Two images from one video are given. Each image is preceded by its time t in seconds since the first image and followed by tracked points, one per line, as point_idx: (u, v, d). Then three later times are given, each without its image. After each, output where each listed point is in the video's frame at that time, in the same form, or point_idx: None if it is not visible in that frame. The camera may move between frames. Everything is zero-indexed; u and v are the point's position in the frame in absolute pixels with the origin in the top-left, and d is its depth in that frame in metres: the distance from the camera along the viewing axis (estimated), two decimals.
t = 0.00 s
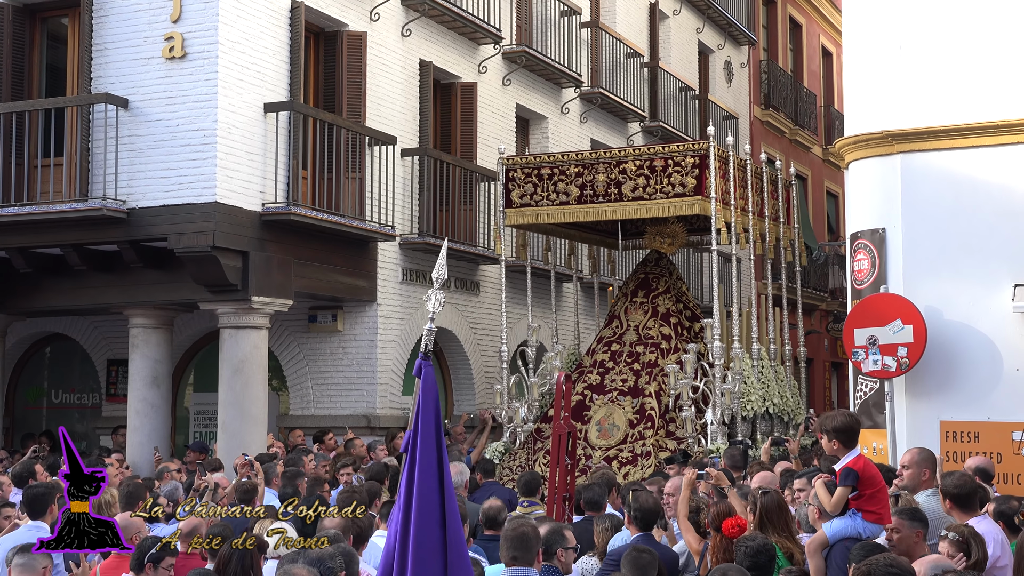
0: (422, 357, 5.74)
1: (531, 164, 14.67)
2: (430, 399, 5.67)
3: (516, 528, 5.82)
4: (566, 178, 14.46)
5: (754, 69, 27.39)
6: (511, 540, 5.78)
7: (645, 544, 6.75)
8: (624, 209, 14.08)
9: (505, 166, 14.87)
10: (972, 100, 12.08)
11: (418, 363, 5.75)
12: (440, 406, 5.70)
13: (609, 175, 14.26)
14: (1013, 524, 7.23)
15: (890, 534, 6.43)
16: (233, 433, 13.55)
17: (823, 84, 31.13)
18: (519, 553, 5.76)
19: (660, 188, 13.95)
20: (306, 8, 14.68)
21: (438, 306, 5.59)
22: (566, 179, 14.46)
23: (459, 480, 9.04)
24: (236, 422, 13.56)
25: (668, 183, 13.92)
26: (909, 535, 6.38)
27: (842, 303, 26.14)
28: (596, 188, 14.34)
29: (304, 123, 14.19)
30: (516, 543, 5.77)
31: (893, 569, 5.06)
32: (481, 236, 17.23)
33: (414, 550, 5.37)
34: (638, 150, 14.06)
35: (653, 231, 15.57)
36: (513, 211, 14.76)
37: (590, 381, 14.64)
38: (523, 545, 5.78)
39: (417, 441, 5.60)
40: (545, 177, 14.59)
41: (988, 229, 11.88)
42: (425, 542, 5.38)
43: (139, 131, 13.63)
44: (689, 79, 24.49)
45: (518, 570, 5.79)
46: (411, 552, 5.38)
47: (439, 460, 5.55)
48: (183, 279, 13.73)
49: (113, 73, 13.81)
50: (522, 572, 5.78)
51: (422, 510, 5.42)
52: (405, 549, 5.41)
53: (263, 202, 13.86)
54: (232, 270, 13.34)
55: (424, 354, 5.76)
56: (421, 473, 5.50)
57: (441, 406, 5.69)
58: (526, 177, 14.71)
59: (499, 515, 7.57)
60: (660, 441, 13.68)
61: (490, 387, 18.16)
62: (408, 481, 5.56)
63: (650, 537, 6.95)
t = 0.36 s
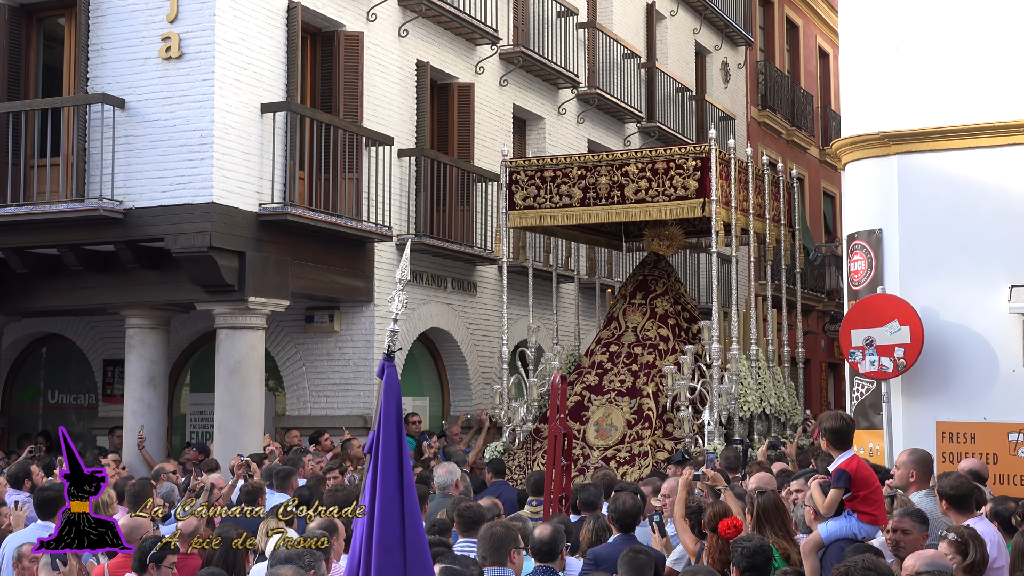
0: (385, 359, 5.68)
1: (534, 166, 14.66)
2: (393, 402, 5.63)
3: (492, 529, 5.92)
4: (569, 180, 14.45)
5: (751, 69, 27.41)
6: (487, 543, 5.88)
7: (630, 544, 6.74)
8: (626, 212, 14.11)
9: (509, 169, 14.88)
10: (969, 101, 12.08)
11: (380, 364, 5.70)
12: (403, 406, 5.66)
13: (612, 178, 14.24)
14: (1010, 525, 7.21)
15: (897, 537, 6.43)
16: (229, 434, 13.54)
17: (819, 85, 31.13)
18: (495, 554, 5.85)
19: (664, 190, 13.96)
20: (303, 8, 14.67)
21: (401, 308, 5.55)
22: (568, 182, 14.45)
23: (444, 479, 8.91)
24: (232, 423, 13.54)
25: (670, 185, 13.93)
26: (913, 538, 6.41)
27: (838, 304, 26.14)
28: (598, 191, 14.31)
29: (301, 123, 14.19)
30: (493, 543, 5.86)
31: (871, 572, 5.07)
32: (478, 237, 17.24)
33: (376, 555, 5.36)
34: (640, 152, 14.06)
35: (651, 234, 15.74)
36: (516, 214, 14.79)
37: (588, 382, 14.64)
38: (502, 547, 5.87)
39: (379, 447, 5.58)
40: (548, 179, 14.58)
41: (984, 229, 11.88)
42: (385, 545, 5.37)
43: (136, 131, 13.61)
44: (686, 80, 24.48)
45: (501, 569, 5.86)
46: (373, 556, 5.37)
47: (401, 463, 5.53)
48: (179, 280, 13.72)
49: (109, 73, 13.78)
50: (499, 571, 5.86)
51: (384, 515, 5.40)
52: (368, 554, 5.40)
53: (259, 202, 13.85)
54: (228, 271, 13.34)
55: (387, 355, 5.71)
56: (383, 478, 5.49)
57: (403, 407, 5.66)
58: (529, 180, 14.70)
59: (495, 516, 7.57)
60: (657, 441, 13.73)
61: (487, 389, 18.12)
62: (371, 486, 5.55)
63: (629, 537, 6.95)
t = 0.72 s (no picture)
0: (347, 356, 5.63)
1: (536, 167, 14.66)
2: (350, 403, 5.60)
3: (486, 528, 6.02)
4: (569, 182, 14.45)
5: (749, 70, 27.44)
6: (483, 540, 5.97)
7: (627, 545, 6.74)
8: (626, 213, 14.11)
9: (510, 170, 14.87)
10: (967, 101, 12.09)
11: (342, 360, 5.67)
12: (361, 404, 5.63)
13: (611, 179, 14.26)
14: (1008, 525, 7.22)
15: (898, 538, 6.45)
16: (227, 433, 13.54)
17: (817, 86, 31.15)
18: (488, 552, 5.92)
19: (660, 192, 13.98)
20: (301, 8, 14.68)
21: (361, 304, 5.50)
22: (569, 183, 14.44)
23: (450, 479, 8.87)
24: (229, 422, 13.54)
25: (668, 187, 13.95)
26: (913, 539, 6.42)
27: (836, 305, 26.15)
28: (598, 192, 14.33)
29: (299, 123, 14.20)
30: (489, 541, 5.95)
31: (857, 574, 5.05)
32: (476, 236, 17.24)
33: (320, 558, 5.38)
34: (640, 154, 14.08)
35: (651, 235, 15.66)
36: (517, 214, 14.77)
37: (589, 381, 14.66)
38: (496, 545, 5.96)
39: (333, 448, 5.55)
40: (549, 181, 14.58)
41: (982, 229, 11.89)
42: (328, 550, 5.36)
43: (133, 130, 13.60)
44: (684, 80, 24.50)
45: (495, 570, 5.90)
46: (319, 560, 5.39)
47: (352, 468, 5.50)
48: (177, 279, 13.72)
49: (107, 73, 13.77)
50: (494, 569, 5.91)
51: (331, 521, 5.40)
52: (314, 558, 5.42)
53: (257, 202, 13.85)
54: (226, 270, 13.34)
55: (348, 353, 5.65)
56: (332, 482, 5.46)
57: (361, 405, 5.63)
58: (530, 181, 14.70)
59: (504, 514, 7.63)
60: (658, 441, 13.78)
61: (485, 389, 18.13)
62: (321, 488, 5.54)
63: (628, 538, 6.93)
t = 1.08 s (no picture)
0: (328, 355, 4.89)
1: (539, 170, 14.59)
2: (329, 401, 4.86)
3: (500, 528, 5.88)
4: (573, 184, 14.45)
5: (748, 71, 27.48)
6: (494, 539, 5.85)
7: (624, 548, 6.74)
8: (629, 216, 14.14)
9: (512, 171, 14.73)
10: (966, 104, 12.10)
11: (324, 358, 4.94)
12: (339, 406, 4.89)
13: (615, 182, 14.27)
14: (1005, 528, 7.24)
15: (896, 539, 6.44)
16: (225, 432, 13.53)
17: (816, 87, 31.18)
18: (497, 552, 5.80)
19: (665, 195, 14.04)
20: (300, 8, 14.68)
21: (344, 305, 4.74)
22: (572, 186, 14.44)
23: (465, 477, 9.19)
24: (227, 421, 13.53)
25: (672, 190, 14.02)
26: (911, 540, 6.43)
27: (833, 306, 26.17)
28: (602, 195, 14.35)
29: (297, 122, 14.20)
30: (500, 541, 5.82)
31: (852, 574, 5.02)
32: (475, 236, 17.24)
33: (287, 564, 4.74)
34: (642, 157, 14.08)
35: (657, 237, 15.81)
36: (521, 217, 14.73)
37: (596, 381, 14.71)
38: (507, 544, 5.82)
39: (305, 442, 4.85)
40: (552, 183, 14.55)
41: (979, 232, 11.92)
42: (295, 557, 4.73)
43: (132, 129, 13.60)
44: (683, 81, 24.51)
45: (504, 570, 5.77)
46: (284, 565, 4.74)
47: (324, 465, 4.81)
48: (176, 279, 13.72)
49: (106, 71, 13.77)
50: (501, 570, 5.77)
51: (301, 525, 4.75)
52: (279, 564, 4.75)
53: (256, 202, 13.85)
54: (225, 270, 13.33)
55: (331, 349, 4.92)
56: (300, 481, 4.78)
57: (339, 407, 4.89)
58: (533, 183, 14.62)
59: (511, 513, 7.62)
60: (665, 441, 13.77)
61: (482, 389, 18.15)
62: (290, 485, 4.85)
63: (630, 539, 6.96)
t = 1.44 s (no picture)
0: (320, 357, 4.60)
1: (546, 173, 14.67)
2: (318, 404, 4.59)
3: (514, 530, 5.91)
4: (580, 188, 14.46)
5: (746, 73, 27.51)
6: (505, 540, 5.90)
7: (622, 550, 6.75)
8: (635, 220, 14.17)
9: (521, 175, 14.85)
10: (965, 106, 12.11)
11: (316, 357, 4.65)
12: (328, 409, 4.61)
13: (622, 186, 14.28)
14: (1005, 529, 7.25)
15: (896, 542, 6.46)
16: (223, 433, 13.52)
17: (815, 90, 31.22)
18: (510, 552, 5.86)
19: (672, 199, 14.04)
20: (300, 8, 14.68)
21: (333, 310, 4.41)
22: (580, 190, 14.46)
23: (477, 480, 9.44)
24: (225, 422, 13.52)
25: (679, 194, 14.03)
26: (911, 542, 6.44)
27: (832, 308, 26.18)
28: (609, 199, 14.36)
29: (296, 122, 14.20)
30: (512, 543, 5.86)
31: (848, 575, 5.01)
32: (473, 238, 17.23)
33: (281, 563, 4.52)
34: (650, 161, 14.13)
35: (658, 240, 15.58)
36: (529, 220, 14.80)
37: (599, 384, 14.72)
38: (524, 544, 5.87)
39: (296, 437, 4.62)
40: (560, 187, 14.58)
41: (979, 234, 11.93)
42: (290, 556, 4.51)
43: (131, 130, 13.60)
44: (682, 83, 24.54)
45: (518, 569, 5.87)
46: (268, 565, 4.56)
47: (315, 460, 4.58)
48: (174, 279, 13.71)
49: (105, 72, 13.76)
50: (513, 571, 5.85)
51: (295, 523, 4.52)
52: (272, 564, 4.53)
53: (255, 202, 13.85)
54: (223, 270, 13.33)
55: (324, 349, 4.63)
56: (290, 478, 4.53)
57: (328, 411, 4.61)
58: (541, 187, 14.71)
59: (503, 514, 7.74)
60: (667, 443, 13.80)
61: (479, 390, 18.13)
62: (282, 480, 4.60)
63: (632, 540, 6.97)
